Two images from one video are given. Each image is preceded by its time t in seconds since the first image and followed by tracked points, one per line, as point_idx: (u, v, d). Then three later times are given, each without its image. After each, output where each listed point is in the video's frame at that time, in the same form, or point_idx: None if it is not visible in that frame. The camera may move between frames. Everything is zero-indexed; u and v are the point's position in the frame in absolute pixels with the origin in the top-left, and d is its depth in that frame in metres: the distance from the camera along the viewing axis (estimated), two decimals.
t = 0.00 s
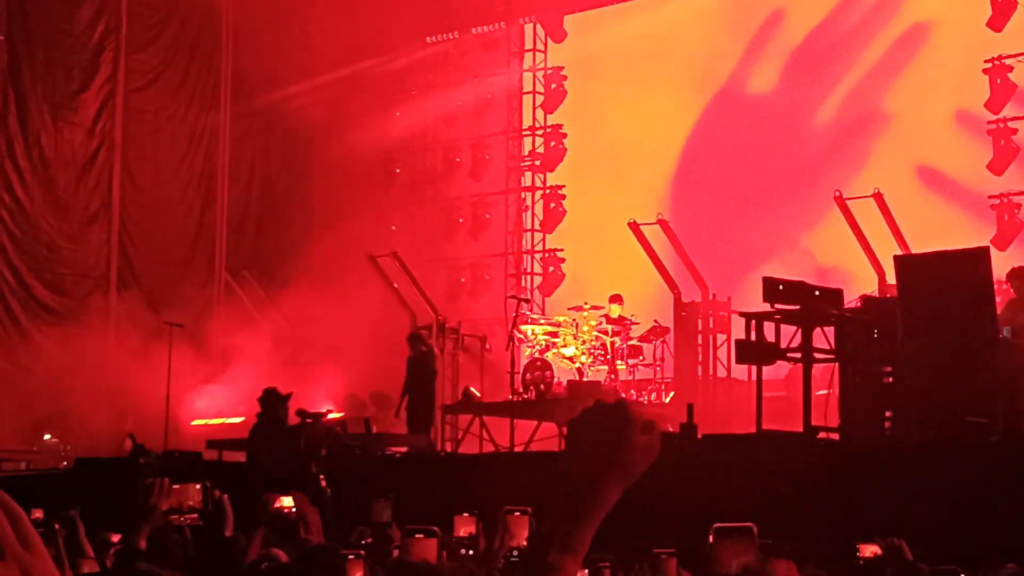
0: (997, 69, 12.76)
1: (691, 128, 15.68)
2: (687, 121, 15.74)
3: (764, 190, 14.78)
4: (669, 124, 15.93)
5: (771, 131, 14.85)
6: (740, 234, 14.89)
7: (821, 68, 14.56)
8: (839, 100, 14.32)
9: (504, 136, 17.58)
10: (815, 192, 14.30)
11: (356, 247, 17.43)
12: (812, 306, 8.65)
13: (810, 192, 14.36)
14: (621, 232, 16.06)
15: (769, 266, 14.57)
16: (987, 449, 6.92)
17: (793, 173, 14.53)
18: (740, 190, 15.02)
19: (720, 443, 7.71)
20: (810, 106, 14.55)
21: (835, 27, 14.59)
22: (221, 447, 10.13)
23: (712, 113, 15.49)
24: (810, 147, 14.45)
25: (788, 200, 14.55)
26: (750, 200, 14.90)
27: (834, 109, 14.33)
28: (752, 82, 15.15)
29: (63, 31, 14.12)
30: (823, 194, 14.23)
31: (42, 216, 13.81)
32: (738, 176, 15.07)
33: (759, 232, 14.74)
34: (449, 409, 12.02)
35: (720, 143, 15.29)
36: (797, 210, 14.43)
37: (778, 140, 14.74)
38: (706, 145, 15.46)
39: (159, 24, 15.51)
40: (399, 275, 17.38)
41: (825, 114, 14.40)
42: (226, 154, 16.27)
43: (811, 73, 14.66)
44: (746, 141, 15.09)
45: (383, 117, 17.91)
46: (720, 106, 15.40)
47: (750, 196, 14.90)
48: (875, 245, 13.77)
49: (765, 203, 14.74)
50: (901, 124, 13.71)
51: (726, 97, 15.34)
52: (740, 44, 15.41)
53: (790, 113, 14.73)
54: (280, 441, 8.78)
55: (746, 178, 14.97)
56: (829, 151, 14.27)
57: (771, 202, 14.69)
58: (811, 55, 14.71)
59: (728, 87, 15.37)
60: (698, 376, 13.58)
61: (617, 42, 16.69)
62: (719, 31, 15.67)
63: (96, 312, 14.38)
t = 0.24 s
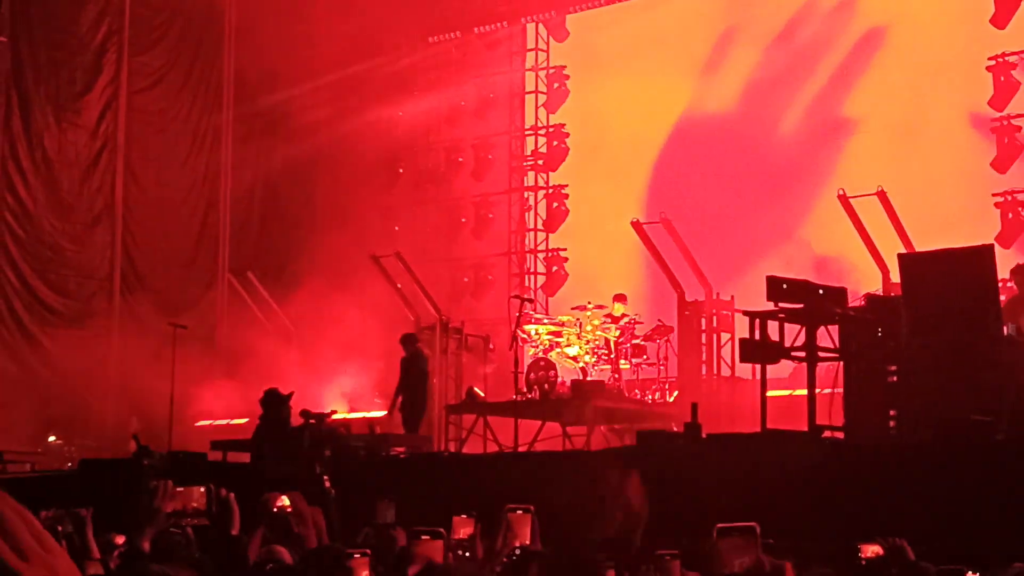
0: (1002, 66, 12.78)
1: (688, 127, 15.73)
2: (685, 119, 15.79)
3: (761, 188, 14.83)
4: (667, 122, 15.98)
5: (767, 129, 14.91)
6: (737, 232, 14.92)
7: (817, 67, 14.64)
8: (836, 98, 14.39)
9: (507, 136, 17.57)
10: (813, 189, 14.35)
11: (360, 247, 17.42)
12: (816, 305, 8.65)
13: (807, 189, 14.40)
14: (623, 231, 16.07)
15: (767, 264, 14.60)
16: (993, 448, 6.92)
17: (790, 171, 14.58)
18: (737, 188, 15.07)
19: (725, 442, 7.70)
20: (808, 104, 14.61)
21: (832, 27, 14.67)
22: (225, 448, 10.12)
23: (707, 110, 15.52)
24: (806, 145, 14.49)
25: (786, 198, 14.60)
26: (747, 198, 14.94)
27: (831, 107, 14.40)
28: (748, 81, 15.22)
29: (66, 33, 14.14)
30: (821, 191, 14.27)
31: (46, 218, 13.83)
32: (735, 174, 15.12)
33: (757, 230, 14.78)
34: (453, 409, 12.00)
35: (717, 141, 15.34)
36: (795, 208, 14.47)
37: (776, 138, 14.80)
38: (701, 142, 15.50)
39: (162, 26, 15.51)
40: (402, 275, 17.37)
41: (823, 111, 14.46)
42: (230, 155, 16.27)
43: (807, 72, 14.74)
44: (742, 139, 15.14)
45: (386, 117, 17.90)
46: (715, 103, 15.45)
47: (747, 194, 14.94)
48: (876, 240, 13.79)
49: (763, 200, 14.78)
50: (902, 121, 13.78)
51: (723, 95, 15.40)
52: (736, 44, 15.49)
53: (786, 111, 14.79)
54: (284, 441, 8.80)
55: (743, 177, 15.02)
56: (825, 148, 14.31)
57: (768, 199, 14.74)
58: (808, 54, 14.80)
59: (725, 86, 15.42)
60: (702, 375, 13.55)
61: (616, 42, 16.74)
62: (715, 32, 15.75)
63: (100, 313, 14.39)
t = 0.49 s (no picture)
0: (1007, 65, 12.69)
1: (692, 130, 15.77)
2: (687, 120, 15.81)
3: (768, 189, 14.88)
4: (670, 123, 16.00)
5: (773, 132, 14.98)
6: (743, 234, 14.95)
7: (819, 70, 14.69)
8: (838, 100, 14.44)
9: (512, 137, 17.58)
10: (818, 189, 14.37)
11: (365, 248, 17.43)
12: (822, 305, 8.66)
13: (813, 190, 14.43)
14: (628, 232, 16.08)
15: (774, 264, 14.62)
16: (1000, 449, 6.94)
17: (794, 171, 14.62)
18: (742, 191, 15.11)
19: (729, 442, 7.70)
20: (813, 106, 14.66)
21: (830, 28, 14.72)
22: (231, 450, 10.12)
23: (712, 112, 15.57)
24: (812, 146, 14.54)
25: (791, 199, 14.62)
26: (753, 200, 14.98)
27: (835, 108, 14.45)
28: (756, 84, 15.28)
29: (72, 35, 14.17)
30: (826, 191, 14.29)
31: (51, 220, 13.86)
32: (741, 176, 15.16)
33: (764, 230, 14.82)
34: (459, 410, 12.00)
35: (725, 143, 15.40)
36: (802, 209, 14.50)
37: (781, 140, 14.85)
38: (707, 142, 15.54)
39: (166, 28, 15.52)
40: (407, 277, 17.37)
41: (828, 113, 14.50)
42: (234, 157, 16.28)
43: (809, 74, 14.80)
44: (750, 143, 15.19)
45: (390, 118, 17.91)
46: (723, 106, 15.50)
47: (751, 196, 14.99)
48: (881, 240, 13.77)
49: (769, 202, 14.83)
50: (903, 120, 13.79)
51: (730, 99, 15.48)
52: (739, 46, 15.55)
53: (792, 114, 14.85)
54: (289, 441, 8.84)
55: (748, 180, 15.08)
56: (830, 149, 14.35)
57: (771, 199, 14.81)
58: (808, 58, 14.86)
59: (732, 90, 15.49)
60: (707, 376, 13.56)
61: (620, 45, 16.79)
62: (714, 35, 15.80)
63: (106, 314, 14.41)
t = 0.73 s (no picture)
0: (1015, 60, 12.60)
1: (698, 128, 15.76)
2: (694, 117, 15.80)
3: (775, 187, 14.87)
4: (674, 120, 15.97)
5: (779, 129, 14.97)
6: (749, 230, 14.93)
7: (820, 64, 14.66)
8: (842, 96, 14.42)
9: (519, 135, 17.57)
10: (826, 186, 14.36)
11: (373, 247, 17.43)
12: (831, 301, 8.64)
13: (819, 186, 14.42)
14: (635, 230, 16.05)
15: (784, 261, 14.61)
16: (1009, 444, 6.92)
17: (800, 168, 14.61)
18: (750, 188, 15.11)
19: (739, 438, 7.70)
20: (817, 102, 14.65)
21: (830, 23, 14.68)
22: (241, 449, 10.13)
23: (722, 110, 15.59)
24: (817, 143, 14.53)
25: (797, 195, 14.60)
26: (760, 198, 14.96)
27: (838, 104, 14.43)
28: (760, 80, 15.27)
29: (78, 35, 14.18)
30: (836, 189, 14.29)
31: (60, 221, 13.87)
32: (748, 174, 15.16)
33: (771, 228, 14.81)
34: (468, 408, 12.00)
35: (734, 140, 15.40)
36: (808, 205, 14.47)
37: (786, 137, 14.84)
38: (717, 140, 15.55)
39: (172, 28, 15.53)
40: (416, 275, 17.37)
41: (832, 109, 14.48)
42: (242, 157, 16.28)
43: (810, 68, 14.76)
44: (757, 140, 15.20)
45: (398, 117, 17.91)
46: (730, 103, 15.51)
47: (758, 193, 15.01)
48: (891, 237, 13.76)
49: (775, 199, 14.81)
50: (910, 116, 13.78)
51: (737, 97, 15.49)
52: (740, 43, 15.54)
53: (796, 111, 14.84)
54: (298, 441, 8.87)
55: (756, 178, 15.08)
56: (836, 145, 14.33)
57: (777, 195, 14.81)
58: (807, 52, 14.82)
59: (739, 87, 15.49)
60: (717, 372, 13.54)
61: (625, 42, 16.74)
62: (718, 31, 15.79)
63: (114, 314, 14.40)
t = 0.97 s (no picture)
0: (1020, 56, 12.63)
1: (702, 124, 15.81)
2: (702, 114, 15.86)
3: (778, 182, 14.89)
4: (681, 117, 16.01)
5: (781, 124, 14.99)
6: (754, 226, 14.96)
7: (821, 60, 14.67)
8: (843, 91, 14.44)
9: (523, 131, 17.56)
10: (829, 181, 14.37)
11: (377, 243, 17.44)
12: (837, 295, 8.59)
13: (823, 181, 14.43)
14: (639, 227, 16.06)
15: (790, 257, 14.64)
16: (1013, 438, 6.93)
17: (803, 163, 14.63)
18: (753, 184, 15.14)
19: (743, 434, 7.69)
20: (818, 97, 14.66)
21: (827, 20, 14.71)
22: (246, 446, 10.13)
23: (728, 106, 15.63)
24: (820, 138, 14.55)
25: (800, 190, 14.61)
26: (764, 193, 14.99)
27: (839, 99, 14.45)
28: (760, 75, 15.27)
29: (83, 34, 14.19)
30: (840, 183, 14.31)
31: (65, 219, 13.89)
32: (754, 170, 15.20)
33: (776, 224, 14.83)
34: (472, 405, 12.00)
35: (741, 136, 15.44)
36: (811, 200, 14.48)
37: (789, 132, 14.86)
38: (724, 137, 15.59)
39: (178, 26, 15.54)
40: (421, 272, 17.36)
41: (833, 104, 14.50)
42: (246, 154, 16.29)
43: (810, 63, 14.78)
44: (761, 136, 15.23)
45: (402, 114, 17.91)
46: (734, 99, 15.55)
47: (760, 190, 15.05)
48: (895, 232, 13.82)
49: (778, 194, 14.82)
50: (914, 112, 13.80)
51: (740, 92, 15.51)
52: (740, 39, 15.57)
53: (798, 106, 14.86)
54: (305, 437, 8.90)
55: (760, 173, 15.11)
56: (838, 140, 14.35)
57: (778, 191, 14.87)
58: (807, 47, 14.84)
59: (741, 82, 15.51)
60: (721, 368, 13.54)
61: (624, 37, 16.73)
62: (718, 27, 15.82)
63: (118, 312, 14.40)
